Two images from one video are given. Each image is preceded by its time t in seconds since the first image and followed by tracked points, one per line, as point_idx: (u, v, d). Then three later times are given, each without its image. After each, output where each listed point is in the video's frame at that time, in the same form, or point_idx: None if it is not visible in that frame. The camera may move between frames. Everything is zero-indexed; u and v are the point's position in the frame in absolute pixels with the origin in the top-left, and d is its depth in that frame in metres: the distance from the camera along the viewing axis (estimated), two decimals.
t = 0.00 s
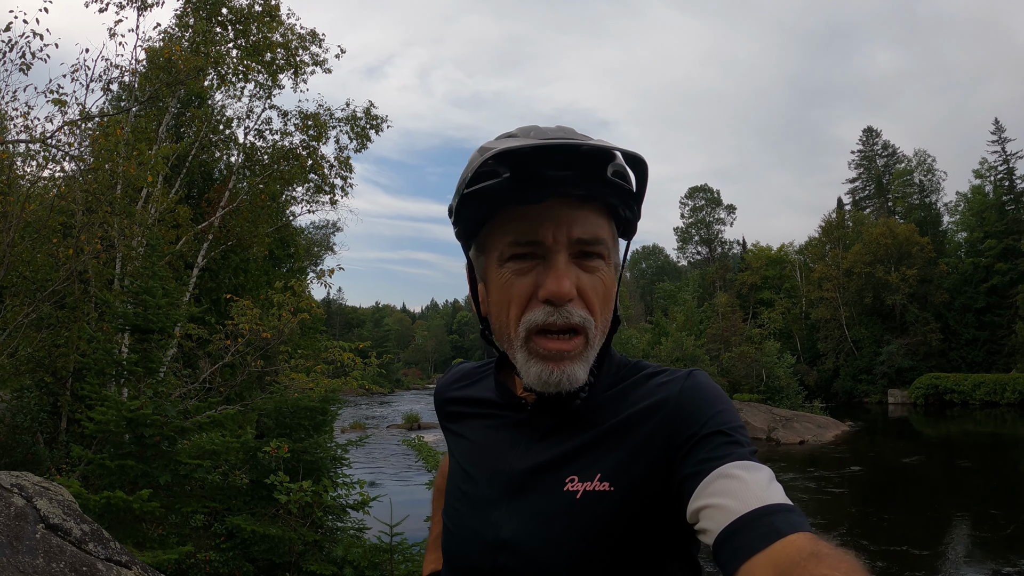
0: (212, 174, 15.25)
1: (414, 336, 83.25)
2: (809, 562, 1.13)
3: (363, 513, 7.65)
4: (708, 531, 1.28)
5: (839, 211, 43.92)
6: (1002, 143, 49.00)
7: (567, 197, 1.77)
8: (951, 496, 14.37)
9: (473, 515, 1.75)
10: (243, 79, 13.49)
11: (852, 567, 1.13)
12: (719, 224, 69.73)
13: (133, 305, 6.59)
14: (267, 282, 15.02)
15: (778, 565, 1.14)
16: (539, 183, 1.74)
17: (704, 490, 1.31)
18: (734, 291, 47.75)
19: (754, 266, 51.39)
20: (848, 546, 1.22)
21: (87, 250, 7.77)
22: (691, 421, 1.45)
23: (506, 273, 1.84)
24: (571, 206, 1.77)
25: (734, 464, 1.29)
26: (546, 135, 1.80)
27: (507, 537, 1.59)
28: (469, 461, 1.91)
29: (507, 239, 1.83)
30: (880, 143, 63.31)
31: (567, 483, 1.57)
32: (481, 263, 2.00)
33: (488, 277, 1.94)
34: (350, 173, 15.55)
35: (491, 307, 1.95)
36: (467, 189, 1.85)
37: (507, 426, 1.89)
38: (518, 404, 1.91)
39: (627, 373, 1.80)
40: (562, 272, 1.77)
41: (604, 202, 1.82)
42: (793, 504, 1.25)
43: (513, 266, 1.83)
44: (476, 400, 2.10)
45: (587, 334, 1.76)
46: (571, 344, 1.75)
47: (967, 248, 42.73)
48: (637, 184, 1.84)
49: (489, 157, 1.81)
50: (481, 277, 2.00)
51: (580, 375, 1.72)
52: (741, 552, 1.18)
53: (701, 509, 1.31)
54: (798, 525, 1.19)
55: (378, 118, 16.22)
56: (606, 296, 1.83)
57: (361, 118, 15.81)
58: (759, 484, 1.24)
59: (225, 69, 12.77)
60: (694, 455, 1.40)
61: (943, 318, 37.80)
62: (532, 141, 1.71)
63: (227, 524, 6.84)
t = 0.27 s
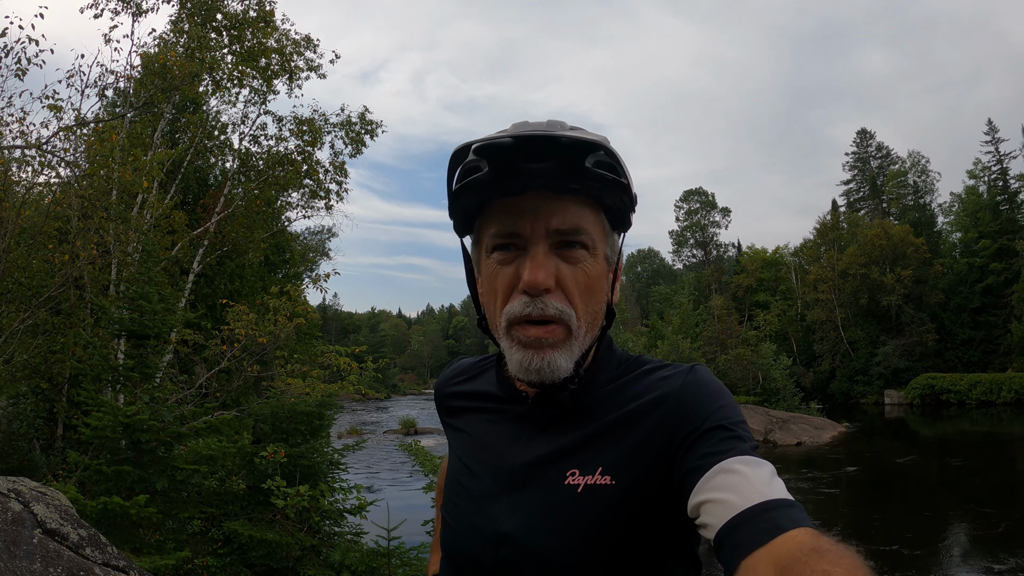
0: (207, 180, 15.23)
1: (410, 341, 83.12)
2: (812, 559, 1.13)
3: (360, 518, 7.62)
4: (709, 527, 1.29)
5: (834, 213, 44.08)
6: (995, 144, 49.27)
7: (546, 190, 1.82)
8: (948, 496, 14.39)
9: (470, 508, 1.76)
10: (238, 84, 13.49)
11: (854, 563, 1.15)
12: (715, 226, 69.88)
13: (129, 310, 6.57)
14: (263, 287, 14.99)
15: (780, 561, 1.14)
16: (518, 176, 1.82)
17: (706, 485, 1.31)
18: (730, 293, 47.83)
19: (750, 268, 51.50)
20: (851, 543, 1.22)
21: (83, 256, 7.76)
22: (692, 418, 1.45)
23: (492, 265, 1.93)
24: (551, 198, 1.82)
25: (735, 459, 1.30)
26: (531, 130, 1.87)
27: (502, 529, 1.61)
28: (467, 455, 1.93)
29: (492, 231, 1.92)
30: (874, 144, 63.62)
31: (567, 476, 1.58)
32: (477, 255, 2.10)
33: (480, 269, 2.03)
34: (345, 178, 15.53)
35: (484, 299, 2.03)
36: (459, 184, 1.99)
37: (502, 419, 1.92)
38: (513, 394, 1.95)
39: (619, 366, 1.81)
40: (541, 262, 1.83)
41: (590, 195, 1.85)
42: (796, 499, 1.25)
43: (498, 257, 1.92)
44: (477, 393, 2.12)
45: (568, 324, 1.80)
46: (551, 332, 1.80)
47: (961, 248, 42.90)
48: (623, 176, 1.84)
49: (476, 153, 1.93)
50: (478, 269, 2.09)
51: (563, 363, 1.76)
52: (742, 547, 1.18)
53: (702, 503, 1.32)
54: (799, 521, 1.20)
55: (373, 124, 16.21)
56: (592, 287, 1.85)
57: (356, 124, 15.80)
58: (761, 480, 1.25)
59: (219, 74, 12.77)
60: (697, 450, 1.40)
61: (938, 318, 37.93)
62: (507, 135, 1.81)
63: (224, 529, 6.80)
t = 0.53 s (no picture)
0: (203, 184, 15.21)
1: (406, 346, 83.00)
2: (809, 560, 1.14)
3: (356, 522, 7.62)
4: (705, 528, 1.30)
5: (828, 216, 44.27)
6: (989, 147, 49.60)
7: (526, 196, 1.83)
8: (944, 498, 14.43)
9: (467, 509, 1.76)
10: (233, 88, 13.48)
11: (851, 565, 1.15)
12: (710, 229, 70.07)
13: (124, 314, 6.56)
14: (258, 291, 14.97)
15: (776, 563, 1.15)
16: (496, 184, 1.84)
17: (702, 487, 1.32)
18: (726, 296, 47.94)
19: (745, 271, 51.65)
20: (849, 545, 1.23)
21: (78, 260, 7.74)
22: (688, 420, 1.46)
23: (479, 273, 1.95)
24: (531, 204, 1.82)
25: (731, 461, 1.30)
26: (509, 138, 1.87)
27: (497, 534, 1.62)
28: (461, 461, 1.93)
29: (477, 239, 1.93)
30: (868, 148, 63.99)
31: (563, 478, 1.59)
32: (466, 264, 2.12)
33: (470, 278, 2.04)
34: (340, 182, 15.53)
35: (475, 307, 2.04)
36: (441, 196, 2.02)
37: (497, 424, 1.92)
38: (507, 399, 1.96)
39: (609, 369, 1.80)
40: (525, 268, 1.83)
41: (572, 197, 1.84)
42: (792, 501, 1.26)
43: (485, 266, 1.93)
44: (474, 396, 2.12)
45: (555, 328, 1.80)
46: (538, 338, 1.80)
47: (956, 250, 43.12)
48: (603, 176, 1.82)
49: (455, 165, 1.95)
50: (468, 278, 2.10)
51: (552, 367, 1.77)
52: (739, 549, 1.19)
53: (698, 505, 1.32)
54: (796, 521, 1.21)
55: (368, 128, 16.23)
56: (578, 290, 1.84)
57: (351, 128, 15.81)
58: (757, 482, 1.25)
59: (215, 78, 12.77)
60: (694, 452, 1.41)
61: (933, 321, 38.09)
62: (481, 146, 1.82)
63: (220, 533, 6.77)
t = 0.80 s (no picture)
0: (198, 177, 15.14)
1: (399, 342, 82.85)
2: (806, 547, 1.16)
3: (346, 518, 7.60)
4: (702, 517, 1.31)
5: (823, 220, 44.47)
6: (984, 154, 49.92)
7: (510, 180, 1.85)
8: (933, 502, 14.54)
9: (463, 503, 1.76)
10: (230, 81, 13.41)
11: (847, 552, 1.17)
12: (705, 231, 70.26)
13: (117, 306, 6.52)
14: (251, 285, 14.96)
15: (773, 550, 1.16)
16: (481, 170, 1.86)
17: (697, 476, 1.33)
18: (719, 298, 48.11)
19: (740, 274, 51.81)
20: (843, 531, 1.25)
21: (71, 251, 7.69)
22: (683, 406, 1.47)
23: (465, 260, 1.97)
24: (516, 187, 1.84)
25: (727, 449, 1.31)
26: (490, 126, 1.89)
27: (493, 526, 1.62)
28: (455, 453, 1.93)
29: (461, 226, 1.95)
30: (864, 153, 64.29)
31: (558, 470, 1.60)
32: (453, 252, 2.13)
33: (456, 265, 2.06)
34: (336, 177, 15.46)
35: (463, 294, 2.06)
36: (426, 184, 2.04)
37: (491, 414, 1.92)
38: (500, 388, 1.96)
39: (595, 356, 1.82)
40: (510, 252, 1.86)
41: (554, 182, 1.85)
42: (787, 489, 1.27)
43: (471, 252, 1.96)
44: (465, 391, 2.12)
45: (541, 313, 1.82)
46: (524, 323, 1.82)
47: (949, 257, 43.39)
48: (586, 159, 1.84)
49: (438, 153, 1.98)
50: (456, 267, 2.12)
51: (540, 353, 1.79)
52: (739, 537, 1.19)
53: (694, 495, 1.33)
54: (794, 509, 1.22)
55: (365, 123, 16.16)
56: (564, 276, 1.86)
57: (347, 123, 15.76)
58: (752, 470, 1.26)
59: (213, 71, 12.72)
60: (689, 439, 1.41)
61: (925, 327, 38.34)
62: (464, 130, 1.85)
63: (209, 527, 6.75)
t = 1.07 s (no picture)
0: (184, 173, 14.98)
1: (386, 338, 82.59)
2: (810, 551, 1.17)
3: (336, 516, 7.57)
4: (705, 519, 1.32)
5: (809, 218, 44.86)
6: (970, 152, 50.53)
7: (455, 188, 1.88)
8: (918, 497, 14.74)
9: (457, 500, 1.78)
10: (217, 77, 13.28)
11: (851, 556, 1.18)
12: (694, 228, 70.62)
13: (104, 304, 6.45)
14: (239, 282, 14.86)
15: (777, 553, 1.17)
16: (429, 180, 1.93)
17: (699, 478, 1.34)
18: (707, 295, 48.44)
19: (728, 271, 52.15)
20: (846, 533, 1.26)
21: (57, 248, 7.58)
22: (685, 407, 1.47)
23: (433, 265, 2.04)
24: (461, 196, 1.88)
25: (730, 451, 1.32)
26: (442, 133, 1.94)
27: (487, 525, 1.63)
28: (450, 449, 1.95)
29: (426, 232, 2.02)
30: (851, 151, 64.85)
31: (557, 470, 1.60)
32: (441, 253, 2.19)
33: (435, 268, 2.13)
34: (323, 174, 15.38)
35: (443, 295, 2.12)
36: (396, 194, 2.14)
37: (483, 413, 1.94)
38: (494, 387, 1.97)
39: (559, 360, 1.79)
40: (460, 259, 1.89)
41: (503, 185, 1.84)
42: (792, 491, 1.28)
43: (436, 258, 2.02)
44: (460, 389, 2.13)
45: (490, 317, 1.84)
46: (475, 327, 1.85)
47: (935, 254, 43.91)
48: (525, 157, 1.77)
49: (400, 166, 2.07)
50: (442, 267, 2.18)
51: (493, 358, 1.83)
52: (744, 540, 1.20)
53: (697, 497, 1.34)
54: (798, 513, 1.22)
55: (353, 118, 16.07)
56: (519, 279, 1.83)
57: (335, 118, 15.65)
58: (756, 472, 1.27)
59: (200, 66, 12.57)
60: (689, 440, 1.42)
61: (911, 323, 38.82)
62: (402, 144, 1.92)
63: (198, 527, 6.70)
